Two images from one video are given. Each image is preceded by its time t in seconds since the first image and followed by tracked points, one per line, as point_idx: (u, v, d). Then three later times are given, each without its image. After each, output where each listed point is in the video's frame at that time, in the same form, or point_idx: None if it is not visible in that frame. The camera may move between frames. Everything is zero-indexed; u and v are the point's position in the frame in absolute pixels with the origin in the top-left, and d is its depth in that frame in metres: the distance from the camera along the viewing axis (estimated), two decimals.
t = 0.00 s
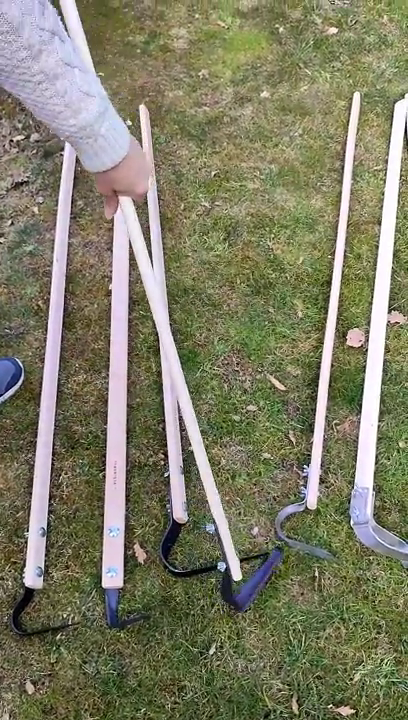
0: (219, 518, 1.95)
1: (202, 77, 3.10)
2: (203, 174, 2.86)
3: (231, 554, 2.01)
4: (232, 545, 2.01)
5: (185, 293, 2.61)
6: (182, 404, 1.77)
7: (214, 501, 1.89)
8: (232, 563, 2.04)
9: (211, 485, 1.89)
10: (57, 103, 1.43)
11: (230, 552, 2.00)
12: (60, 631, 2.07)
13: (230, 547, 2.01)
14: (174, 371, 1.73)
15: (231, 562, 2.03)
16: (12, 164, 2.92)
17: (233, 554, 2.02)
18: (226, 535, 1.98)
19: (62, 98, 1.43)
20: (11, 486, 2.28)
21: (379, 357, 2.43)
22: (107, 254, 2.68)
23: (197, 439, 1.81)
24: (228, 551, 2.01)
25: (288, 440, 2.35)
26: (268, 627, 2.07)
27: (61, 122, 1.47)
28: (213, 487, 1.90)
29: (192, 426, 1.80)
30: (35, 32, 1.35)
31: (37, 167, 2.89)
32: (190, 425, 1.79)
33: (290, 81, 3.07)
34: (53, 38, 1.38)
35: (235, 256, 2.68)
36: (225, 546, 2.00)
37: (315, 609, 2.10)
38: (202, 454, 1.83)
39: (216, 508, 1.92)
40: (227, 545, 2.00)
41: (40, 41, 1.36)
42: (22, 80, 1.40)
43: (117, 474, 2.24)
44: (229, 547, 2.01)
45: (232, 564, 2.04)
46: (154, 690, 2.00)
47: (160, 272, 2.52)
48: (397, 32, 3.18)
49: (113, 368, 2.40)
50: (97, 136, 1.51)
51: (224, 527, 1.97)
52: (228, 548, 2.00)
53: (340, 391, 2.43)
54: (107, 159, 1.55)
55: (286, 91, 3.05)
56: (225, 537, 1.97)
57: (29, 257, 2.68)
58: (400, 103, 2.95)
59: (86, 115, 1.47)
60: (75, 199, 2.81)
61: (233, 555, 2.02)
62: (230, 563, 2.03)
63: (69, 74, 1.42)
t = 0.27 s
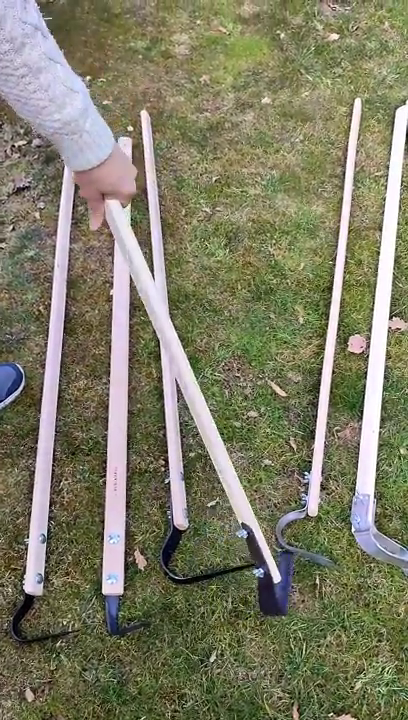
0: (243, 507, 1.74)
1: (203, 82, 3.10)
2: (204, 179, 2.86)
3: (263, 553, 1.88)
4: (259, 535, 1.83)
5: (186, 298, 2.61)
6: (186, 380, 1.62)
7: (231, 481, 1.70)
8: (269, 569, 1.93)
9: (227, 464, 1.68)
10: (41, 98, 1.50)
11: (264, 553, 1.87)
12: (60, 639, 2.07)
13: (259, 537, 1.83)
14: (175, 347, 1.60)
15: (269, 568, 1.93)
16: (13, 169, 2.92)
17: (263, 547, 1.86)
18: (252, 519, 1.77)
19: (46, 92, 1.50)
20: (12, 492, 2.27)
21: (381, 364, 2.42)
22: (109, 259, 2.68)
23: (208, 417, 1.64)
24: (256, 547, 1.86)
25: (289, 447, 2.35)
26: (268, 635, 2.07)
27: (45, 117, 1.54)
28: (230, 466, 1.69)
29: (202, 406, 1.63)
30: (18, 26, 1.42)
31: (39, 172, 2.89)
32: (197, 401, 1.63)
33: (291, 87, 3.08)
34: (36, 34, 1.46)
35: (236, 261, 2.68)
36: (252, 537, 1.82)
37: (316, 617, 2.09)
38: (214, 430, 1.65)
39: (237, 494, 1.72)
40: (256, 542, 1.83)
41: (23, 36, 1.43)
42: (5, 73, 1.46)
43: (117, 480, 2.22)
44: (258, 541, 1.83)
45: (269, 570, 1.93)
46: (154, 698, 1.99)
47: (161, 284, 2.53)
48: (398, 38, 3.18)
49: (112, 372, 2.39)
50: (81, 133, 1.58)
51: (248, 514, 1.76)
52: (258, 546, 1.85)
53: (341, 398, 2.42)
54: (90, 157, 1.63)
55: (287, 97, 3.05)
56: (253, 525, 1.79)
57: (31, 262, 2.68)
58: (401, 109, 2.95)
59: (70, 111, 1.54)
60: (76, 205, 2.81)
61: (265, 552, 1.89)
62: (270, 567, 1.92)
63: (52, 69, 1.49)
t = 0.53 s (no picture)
0: (191, 448, 1.68)
1: (206, 90, 3.11)
2: (206, 186, 2.87)
3: (241, 535, 1.64)
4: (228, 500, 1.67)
5: (188, 305, 2.61)
6: (121, 334, 1.74)
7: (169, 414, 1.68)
8: (250, 548, 1.64)
9: (160, 396, 1.70)
10: None
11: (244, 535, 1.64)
12: (60, 645, 2.06)
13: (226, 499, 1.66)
14: (107, 308, 1.75)
15: (249, 548, 1.64)
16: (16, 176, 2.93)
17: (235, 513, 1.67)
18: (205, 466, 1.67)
19: None
20: (12, 498, 2.28)
21: (381, 372, 2.42)
22: (111, 267, 2.70)
23: (141, 360, 1.72)
24: (237, 526, 1.64)
25: (289, 454, 2.35)
26: (268, 643, 2.07)
27: None
28: (164, 397, 1.70)
29: (134, 351, 1.72)
30: None
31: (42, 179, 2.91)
32: (130, 349, 1.72)
33: (293, 96, 3.09)
34: None
35: (237, 269, 2.68)
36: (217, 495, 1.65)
37: (315, 625, 2.09)
38: (146, 368, 1.70)
39: (179, 432, 1.69)
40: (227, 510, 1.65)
41: None
42: None
43: (118, 487, 2.23)
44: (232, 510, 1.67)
45: (251, 553, 1.64)
46: (153, 705, 1.99)
47: (163, 294, 2.55)
48: (400, 47, 3.20)
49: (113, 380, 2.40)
50: None
51: (194, 455, 1.68)
52: (227, 527, 1.65)
53: (341, 406, 2.43)
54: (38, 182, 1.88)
55: (289, 105, 3.07)
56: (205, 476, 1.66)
57: (33, 269, 2.68)
58: (403, 118, 2.96)
59: None
60: (79, 212, 2.83)
61: (243, 531, 1.65)
62: (250, 545, 1.64)
63: None
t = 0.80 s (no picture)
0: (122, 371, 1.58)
1: (209, 100, 3.14)
2: (208, 195, 2.89)
3: (183, 444, 1.40)
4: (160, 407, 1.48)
5: (189, 313, 2.63)
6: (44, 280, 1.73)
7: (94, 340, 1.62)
8: (194, 459, 1.38)
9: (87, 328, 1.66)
10: None
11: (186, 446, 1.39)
12: (58, 651, 2.07)
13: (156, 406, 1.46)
14: (30, 259, 1.74)
15: (195, 459, 1.38)
16: (20, 183, 2.95)
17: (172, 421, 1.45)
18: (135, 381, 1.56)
19: None
20: (13, 504, 2.28)
21: (381, 380, 2.42)
22: (113, 274, 2.72)
23: (66, 296, 1.70)
24: (175, 433, 1.42)
25: (289, 462, 2.36)
26: (266, 651, 2.07)
27: None
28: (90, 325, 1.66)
29: (59, 292, 1.71)
30: None
31: (45, 187, 2.93)
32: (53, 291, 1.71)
33: (295, 105, 3.11)
34: None
35: (239, 277, 2.70)
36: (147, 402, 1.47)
37: (314, 633, 2.10)
38: (67, 301, 1.69)
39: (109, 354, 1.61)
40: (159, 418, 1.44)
41: None
42: None
43: (118, 494, 2.24)
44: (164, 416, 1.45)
45: (198, 464, 1.38)
46: (151, 712, 2.00)
47: (165, 302, 2.56)
48: (402, 58, 3.22)
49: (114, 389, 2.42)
50: None
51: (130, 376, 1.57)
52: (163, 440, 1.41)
53: (341, 414, 2.43)
54: None
55: (292, 115, 3.09)
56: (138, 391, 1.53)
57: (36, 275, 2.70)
58: (404, 128, 2.98)
59: None
60: (82, 219, 2.85)
61: (183, 442, 1.40)
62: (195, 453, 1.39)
63: None
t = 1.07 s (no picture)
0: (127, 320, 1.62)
1: (216, 109, 3.16)
2: (215, 203, 2.91)
3: (191, 380, 1.49)
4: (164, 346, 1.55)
5: (195, 319, 2.64)
6: (39, 241, 1.73)
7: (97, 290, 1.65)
8: (204, 392, 1.48)
9: (88, 284, 1.69)
10: None
11: (195, 382, 1.48)
12: (62, 655, 2.07)
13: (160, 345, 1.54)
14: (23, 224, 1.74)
15: (204, 393, 1.48)
16: (28, 189, 2.97)
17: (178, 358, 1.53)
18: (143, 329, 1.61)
19: None
20: (18, 507, 2.29)
21: (386, 388, 2.43)
22: (120, 280, 2.74)
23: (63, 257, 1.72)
24: (181, 369, 1.51)
25: (294, 469, 2.36)
26: (270, 657, 2.07)
27: None
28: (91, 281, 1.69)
29: (54, 251, 1.72)
30: None
31: (53, 193, 2.95)
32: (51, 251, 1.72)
33: (302, 115, 3.13)
34: None
35: (244, 284, 2.71)
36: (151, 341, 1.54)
37: (318, 640, 2.09)
38: (66, 259, 1.71)
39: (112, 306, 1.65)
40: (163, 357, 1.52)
41: None
42: None
43: (123, 498, 2.24)
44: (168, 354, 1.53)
45: (209, 397, 1.48)
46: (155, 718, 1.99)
47: (171, 309, 2.57)
48: None
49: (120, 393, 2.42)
50: None
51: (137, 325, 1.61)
52: (170, 381, 1.50)
53: (346, 421, 2.44)
54: None
55: (298, 124, 3.11)
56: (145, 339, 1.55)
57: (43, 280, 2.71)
58: None
59: None
60: (89, 225, 2.87)
61: (192, 377, 1.50)
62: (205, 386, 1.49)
63: None
